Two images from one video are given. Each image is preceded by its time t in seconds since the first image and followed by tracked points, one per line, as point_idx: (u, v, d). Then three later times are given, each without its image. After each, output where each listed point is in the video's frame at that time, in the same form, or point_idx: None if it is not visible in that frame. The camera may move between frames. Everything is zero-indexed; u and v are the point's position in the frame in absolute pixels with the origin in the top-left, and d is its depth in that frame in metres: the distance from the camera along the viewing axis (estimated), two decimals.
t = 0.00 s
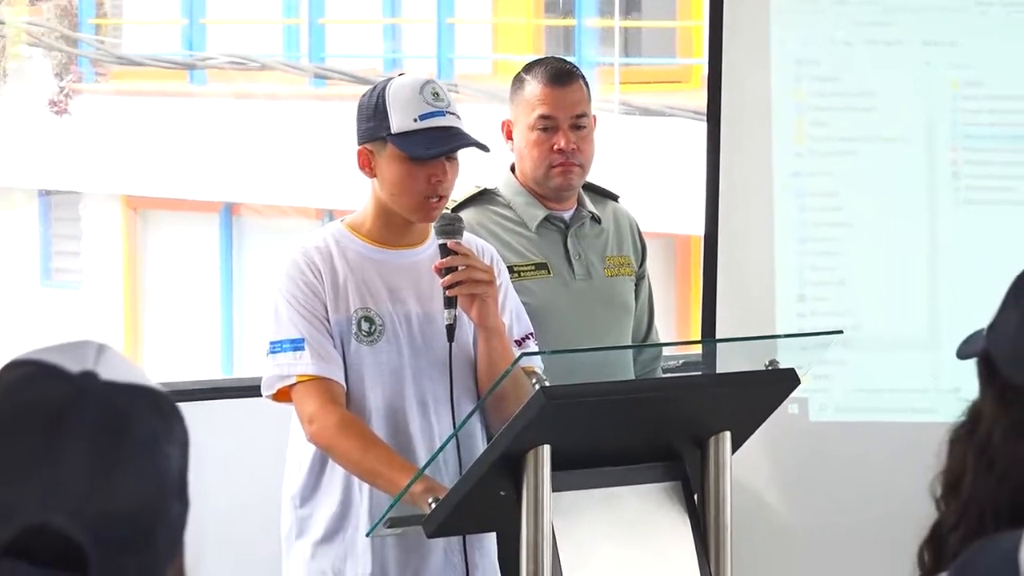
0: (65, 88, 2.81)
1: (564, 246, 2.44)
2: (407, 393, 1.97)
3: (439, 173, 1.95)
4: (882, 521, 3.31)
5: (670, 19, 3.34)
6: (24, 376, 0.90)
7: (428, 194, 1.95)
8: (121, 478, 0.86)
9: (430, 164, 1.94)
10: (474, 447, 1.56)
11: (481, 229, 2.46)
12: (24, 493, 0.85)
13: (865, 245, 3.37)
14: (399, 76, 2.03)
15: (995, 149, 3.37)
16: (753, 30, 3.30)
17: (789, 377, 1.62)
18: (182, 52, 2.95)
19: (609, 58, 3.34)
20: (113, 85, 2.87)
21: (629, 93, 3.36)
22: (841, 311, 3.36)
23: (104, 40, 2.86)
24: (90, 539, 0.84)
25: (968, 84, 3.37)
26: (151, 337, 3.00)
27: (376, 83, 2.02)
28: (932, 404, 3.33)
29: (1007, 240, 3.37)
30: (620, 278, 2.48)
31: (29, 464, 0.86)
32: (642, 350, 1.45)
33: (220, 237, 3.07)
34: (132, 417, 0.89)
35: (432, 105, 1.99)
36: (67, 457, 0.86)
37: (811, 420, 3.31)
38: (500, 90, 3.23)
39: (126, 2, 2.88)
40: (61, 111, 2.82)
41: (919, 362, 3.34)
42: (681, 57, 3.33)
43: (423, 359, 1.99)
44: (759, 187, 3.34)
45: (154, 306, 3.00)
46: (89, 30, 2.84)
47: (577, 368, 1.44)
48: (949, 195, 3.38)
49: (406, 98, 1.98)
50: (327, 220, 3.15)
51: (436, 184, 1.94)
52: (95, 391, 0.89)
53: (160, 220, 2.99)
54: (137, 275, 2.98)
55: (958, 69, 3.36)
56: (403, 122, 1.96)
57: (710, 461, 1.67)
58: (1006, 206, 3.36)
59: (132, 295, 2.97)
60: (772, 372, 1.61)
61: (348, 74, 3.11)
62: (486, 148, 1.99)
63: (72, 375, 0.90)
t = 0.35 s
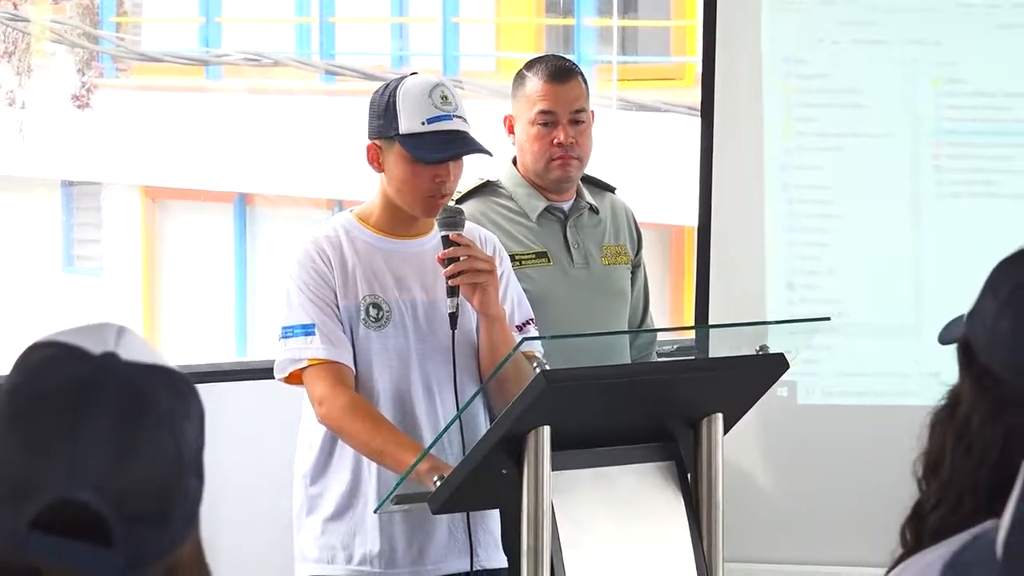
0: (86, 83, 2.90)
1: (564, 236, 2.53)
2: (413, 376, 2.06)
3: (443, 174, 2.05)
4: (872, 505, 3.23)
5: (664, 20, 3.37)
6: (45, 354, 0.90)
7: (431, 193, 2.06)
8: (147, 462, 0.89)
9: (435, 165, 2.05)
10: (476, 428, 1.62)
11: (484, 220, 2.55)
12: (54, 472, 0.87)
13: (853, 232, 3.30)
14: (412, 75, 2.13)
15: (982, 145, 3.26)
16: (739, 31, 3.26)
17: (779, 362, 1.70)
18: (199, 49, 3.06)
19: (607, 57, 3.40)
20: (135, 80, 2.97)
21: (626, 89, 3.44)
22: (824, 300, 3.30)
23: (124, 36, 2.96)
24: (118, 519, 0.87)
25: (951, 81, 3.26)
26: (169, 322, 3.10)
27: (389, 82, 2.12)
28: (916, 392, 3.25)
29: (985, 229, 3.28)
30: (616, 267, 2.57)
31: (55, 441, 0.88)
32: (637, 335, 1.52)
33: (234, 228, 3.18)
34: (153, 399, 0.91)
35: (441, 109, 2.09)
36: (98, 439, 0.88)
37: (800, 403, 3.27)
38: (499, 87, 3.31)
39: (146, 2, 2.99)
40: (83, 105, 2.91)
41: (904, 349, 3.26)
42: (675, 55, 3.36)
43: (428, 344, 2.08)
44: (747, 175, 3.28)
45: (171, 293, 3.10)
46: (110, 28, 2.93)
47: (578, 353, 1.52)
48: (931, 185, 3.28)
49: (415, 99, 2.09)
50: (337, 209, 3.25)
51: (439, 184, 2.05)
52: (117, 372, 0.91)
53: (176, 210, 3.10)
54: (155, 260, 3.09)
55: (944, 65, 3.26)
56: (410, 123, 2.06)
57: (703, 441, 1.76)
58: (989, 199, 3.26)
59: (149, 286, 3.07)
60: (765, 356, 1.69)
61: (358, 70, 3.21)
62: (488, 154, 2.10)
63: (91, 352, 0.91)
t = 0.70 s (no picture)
0: (106, 76, 2.98)
1: (563, 223, 2.62)
2: (418, 357, 2.16)
3: (451, 164, 2.16)
4: (857, 485, 3.10)
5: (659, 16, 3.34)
6: (70, 337, 0.98)
7: (440, 182, 2.16)
8: (170, 431, 0.96)
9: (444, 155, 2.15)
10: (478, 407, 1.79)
11: (486, 208, 2.64)
12: (83, 445, 0.93)
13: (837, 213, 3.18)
14: (420, 71, 2.24)
15: (962, 138, 3.16)
16: (728, 26, 3.17)
17: (768, 344, 1.80)
18: (213, 44, 3.13)
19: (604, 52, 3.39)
20: (153, 74, 3.05)
21: (622, 84, 3.42)
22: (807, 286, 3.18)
23: (142, 32, 3.03)
24: (145, 486, 0.94)
25: (933, 75, 3.17)
26: (187, 307, 3.18)
27: (398, 77, 2.23)
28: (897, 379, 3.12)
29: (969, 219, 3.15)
30: (612, 254, 2.65)
31: (82, 416, 0.94)
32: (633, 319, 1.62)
33: (247, 213, 3.26)
34: (174, 374, 0.98)
35: (449, 102, 2.19)
36: (123, 412, 0.95)
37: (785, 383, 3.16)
38: (503, 81, 3.36)
39: None
40: (103, 97, 2.98)
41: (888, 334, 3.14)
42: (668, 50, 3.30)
43: (433, 326, 2.18)
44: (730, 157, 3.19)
45: (189, 281, 3.19)
46: (129, 24, 3.01)
47: (577, 335, 1.61)
48: (913, 173, 3.17)
49: (424, 94, 2.18)
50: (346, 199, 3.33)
51: (447, 173, 2.15)
52: (138, 351, 0.99)
53: (192, 198, 3.16)
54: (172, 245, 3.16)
55: (927, 60, 3.16)
56: (420, 117, 2.16)
57: (696, 420, 1.86)
58: (967, 189, 3.15)
59: (166, 269, 3.14)
60: (756, 339, 1.79)
61: (367, 64, 3.29)
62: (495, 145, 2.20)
63: (114, 334, 0.99)
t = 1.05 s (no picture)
0: (118, 70, 3.01)
1: (557, 210, 2.71)
2: (420, 337, 2.26)
3: (452, 149, 2.24)
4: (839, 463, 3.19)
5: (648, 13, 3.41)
6: (94, 317, 1.05)
7: (443, 168, 2.24)
8: (193, 404, 1.03)
9: (444, 141, 2.23)
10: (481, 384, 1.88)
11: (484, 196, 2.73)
12: (112, 419, 1.00)
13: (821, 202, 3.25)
14: (417, 63, 2.33)
15: (938, 128, 3.23)
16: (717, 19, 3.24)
17: (750, 330, 1.89)
18: (222, 40, 3.22)
19: (595, 47, 3.47)
20: (164, 68, 3.10)
21: (615, 78, 3.47)
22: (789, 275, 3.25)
23: (153, 29, 3.09)
24: (172, 455, 1.02)
25: (914, 70, 3.22)
26: (197, 289, 3.23)
27: (396, 70, 2.32)
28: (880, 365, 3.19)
29: (949, 204, 3.23)
30: (604, 240, 2.75)
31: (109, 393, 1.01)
32: (624, 301, 1.70)
33: (254, 202, 3.34)
34: (197, 349, 1.06)
35: (448, 90, 2.29)
36: (149, 387, 1.02)
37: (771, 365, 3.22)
38: (497, 75, 3.44)
39: None
40: (116, 91, 3.01)
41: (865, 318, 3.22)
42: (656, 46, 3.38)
43: (435, 307, 2.28)
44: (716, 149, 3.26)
45: (197, 264, 3.24)
46: (140, 20, 3.06)
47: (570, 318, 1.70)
48: (891, 163, 3.24)
49: (424, 83, 2.28)
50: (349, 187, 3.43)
51: (449, 159, 2.24)
52: (163, 328, 1.06)
53: (202, 186, 3.23)
54: (182, 230, 3.22)
55: (902, 55, 3.21)
56: (421, 104, 2.25)
57: (683, 399, 1.97)
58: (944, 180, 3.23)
59: (178, 255, 3.20)
60: (740, 322, 1.88)
61: (368, 59, 3.37)
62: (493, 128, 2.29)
63: (136, 314, 1.06)
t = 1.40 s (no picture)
0: (128, 66, 3.09)
1: (548, 200, 2.81)
2: (416, 322, 2.36)
3: (446, 143, 2.34)
4: (818, 445, 3.28)
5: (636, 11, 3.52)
6: (109, 305, 1.10)
7: (437, 161, 2.35)
8: (204, 390, 1.09)
9: (439, 135, 2.34)
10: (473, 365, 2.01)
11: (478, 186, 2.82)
12: (127, 402, 1.05)
13: (802, 193, 3.35)
14: (415, 60, 2.43)
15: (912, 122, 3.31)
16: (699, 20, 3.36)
17: (733, 314, 1.97)
18: (227, 36, 3.30)
19: (585, 43, 3.57)
20: (172, 63, 3.19)
21: (604, 74, 3.58)
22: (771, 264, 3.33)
23: (161, 26, 3.17)
24: (186, 437, 1.07)
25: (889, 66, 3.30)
26: (202, 275, 3.33)
27: (395, 66, 2.42)
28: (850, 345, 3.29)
29: (925, 193, 3.31)
30: (594, 229, 2.85)
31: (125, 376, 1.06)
32: (612, 289, 1.80)
33: (257, 193, 3.43)
34: (211, 338, 1.11)
35: (442, 86, 2.39)
36: (164, 374, 1.07)
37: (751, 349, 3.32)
38: (491, 70, 3.55)
39: None
40: (125, 85, 3.09)
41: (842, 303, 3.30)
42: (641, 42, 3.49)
43: (431, 293, 2.37)
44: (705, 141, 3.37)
45: (204, 249, 3.33)
46: (148, 17, 3.14)
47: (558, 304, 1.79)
48: (868, 156, 3.32)
49: (422, 79, 2.37)
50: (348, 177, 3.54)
51: (444, 153, 2.34)
52: (178, 317, 1.11)
53: (208, 176, 3.32)
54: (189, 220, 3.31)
55: (882, 53, 3.30)
56: (418, 100, 2.35)
57: (668, 381, 2.07)
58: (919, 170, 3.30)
59: (183, 236, 3.29)
60: (723, 308, 1.97)
61: (367, 55, 3.49)
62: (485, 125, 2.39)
63: (150, 302, 1.12)
